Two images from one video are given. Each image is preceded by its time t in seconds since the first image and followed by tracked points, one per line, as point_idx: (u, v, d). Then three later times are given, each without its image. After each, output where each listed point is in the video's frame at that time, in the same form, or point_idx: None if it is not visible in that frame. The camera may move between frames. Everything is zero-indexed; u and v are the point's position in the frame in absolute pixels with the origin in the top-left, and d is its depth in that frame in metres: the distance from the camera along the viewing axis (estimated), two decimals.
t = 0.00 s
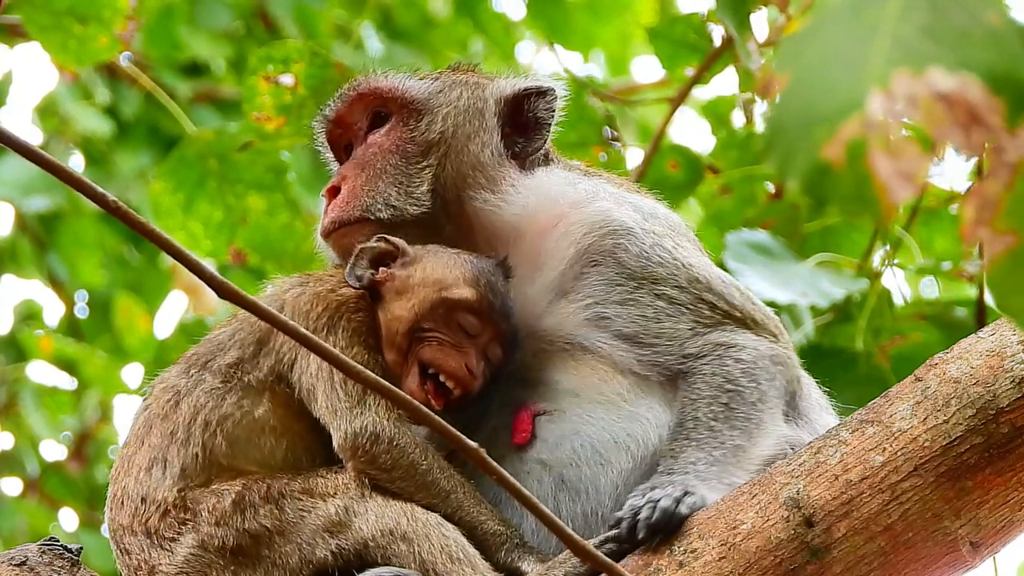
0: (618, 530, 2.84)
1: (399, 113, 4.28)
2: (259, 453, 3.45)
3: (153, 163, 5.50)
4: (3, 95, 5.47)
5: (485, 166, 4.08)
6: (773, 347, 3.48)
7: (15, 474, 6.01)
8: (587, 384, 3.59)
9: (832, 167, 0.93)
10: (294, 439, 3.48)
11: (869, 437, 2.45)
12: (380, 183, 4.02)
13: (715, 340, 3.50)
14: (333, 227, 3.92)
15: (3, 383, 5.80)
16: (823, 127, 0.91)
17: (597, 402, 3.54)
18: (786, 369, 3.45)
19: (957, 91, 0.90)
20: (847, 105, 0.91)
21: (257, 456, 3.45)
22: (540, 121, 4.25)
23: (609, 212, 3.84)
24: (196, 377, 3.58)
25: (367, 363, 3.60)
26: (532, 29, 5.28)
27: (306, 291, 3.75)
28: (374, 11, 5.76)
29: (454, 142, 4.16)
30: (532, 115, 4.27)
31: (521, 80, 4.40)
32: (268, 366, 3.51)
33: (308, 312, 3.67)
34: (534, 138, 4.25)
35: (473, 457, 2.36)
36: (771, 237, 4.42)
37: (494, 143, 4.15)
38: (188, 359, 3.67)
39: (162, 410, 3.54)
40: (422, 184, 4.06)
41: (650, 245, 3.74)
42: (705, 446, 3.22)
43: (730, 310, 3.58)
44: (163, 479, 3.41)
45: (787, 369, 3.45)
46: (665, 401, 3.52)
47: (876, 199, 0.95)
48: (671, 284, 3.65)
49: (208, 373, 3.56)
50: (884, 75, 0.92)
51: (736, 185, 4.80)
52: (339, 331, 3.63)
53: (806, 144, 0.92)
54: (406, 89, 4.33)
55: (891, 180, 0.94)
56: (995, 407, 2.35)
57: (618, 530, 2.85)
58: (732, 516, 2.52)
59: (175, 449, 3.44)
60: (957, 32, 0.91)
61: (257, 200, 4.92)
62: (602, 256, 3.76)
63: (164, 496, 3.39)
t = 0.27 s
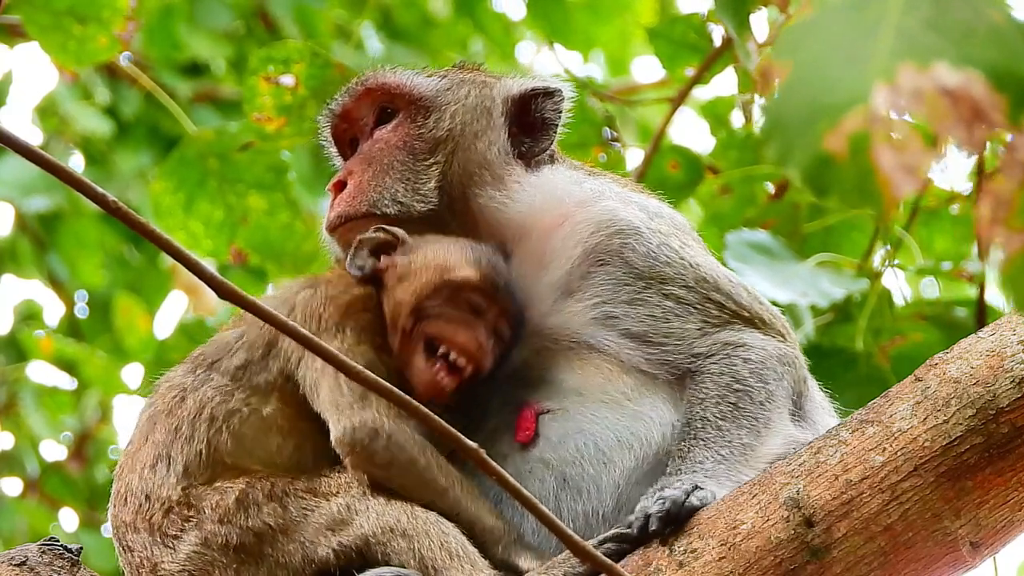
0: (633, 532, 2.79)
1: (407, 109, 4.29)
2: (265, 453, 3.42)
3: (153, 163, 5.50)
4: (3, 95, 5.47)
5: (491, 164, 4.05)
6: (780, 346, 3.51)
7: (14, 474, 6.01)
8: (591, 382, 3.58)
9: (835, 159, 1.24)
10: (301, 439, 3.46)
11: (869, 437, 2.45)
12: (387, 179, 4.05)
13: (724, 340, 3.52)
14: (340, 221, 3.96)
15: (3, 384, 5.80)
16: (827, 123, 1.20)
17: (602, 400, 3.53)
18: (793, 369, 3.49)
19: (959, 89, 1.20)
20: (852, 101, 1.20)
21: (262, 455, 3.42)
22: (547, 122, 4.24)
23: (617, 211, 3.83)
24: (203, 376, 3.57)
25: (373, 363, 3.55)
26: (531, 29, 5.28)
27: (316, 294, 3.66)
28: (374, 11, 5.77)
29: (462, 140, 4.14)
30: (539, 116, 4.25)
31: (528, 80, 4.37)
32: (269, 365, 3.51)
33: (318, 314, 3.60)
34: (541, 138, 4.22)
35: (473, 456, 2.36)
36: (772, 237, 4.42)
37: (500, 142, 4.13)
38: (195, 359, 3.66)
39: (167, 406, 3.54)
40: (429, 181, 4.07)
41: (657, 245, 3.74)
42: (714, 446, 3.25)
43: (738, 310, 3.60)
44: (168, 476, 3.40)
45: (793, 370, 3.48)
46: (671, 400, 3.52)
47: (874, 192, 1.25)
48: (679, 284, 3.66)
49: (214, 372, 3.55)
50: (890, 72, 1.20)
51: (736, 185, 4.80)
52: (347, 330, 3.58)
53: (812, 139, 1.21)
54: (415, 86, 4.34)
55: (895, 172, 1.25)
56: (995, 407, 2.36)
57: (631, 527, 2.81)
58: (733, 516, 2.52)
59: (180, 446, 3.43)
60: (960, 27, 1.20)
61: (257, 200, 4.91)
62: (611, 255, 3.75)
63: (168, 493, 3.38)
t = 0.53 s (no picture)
0: (634, 536, 2.79)
1: (415, 105, 4.22)
2: (267, 450, 3.45)
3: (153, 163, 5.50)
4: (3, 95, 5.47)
5: (499, 162, 4.03)
6: (782, 352, 3.47)
7: (15, 474, 6.01)
8: (593, 383, 3.59)
9: (830, 141, 1.69)
10: (304, 435, 3.48)
11: (869, 436, 2.44)
12: (395, 173, 3.96)
13: (725, 344, 3.50)
14: (345, 215, 3.87)
15: (3, 384, 5.80)
16: (824, 106, 1.62)
17: (603, 401, 3.54)
18: (794, 375, 3.45)
19: (954, 72, 1.68)
20: (847, 86, 1.60)
21: (265, 452, 3.45)
22: (555, 122, 4.20)
23: (621, 212, 3.83)
24: (206, 370, 3.56)
25: (376, 358, 3.57)
26: (532, 29, 5.29)
27: (314, 287, 3.69)
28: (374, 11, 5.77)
29: (471, 137, 4.11)
30: (548, 115, 4.22)
31: (537, 79, 4.33)
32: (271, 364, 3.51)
33: (319, 308, 3.63)
34: (549, 138, 4.19)
35: (473, 457, 2.36)
36: (772, 237, 4.42)
37: (509, 139, 4.10)
38: (196, 353, 3.65)
39: (170, 403, 3.53)
40: (437, 177, 4.00)
41: (661, 246, 3.74)
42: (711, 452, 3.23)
43: (740, 313, 3.59)
44: (169, 474, 3.38)
45: (795, 376, 3.44)
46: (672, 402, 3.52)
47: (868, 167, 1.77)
48: (682, 286, 3.65)
49: (217, 365, 3.55)
50: (886, 57, 1.61)
51: (736, 185, 4.80)
52: (349, 325, 3.60)
53: (809, 121, 1.64)
54: (424, 82, 4.27)
55: (892, 152, 1.79)
56: (995, 407, 2.35)
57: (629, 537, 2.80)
58: (733, 516, 2.52)
59: (183, 443, 3.42)
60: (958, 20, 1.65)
61: (257, 200, 4.92)
62: (615, 255, 3.75)
63: (169, 492, 3.36)
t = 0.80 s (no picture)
0: (633, 538, 2.77)
1: (420, 103, 4.23)
2: (266, 452, 3.45)
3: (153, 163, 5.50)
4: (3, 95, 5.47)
5: (502, 160, 4.03)
6: (781, 354, 3.47)
7: (15, 474, 6.01)
8: (593, 383, 3.59)
9: (827, 133, 1.89)
10: (302, 438, 3.49)
11: (869, 436, 2.44)
12: (398, 170, 3.96)
13: (724, 346, 3.50)
14: (348, 212, 3.87)
15: (4, 384, 5.80)
16: (820, 102, 1.84)
17: (603, 402, 3.54)
18: (793, 377, 3.46)
19: (949, 66, 1.84)
20: (842, 84, 1.82)
21: (263, 453, 3.45)
22: (558, 122, 4.19)
23: (622, 212, 3.83)
24: (204, 372, 3.57)
25: (377, 362, 3.57)
26: (532, 29, 5.29)
27: (317, 292, 3.72)
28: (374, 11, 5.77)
29: (474, 135, 4.10)
30: (551, 115, 4.21)
31: (542, 79, 4.32)
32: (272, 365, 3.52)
33: (320, 312, 3.65)
34: (553, 137, 4.18)
35: (473, 456, 2.36)
36: (772, 238, 4.42)
37: (512, 138, 4.10)
38: (196, 354, 3.65)
39: (168, 404, 3.53)
40: (440, 175, 3.99)
41: (662, 246, 3.74)
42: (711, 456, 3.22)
43: (739, 314, 3.59)
44: (167, 475, 3.38)
45: (794, 377, 3.45)
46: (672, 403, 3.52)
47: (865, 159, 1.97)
48: (682, 286, 3.65)
49: (215, 367, 3.56)
50: (880, 53, 1.79)
51: (736, 185, 4.80)
52: (351, 329, 3.61)
53: (808, 117, 1.86)
54: (429, 80, 4.28)
55: (884, 150, 1.97)
56: (995, 407, 2.35)
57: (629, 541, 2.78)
58: (733, 516, 2.52)
59: (180, 445, 3.42)
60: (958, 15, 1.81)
61: (257, 201, 4.92)
62: (615, 255, 3.76)
63: (166, 494, 3.36)
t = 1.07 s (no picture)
0: (632, 543, 2.76)
1: (426, 99, 4.22)
2: (265, 452, 3.46)
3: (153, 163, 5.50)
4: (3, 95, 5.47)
5: (508, 156, 4.04)
6: (778, 356, 3.48)
7: (15, 474, 6.01)
8: (594, 382, 3.59)
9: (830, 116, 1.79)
10: (301, 439, 3.50)
11: (869, 436, 2.44)
12: (405, 165, 3.96)
13: (723, 348, 3.50)
14: (354, 206, 3.86)
15: (4, 384, 5.80)
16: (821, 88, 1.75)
17: (603, 402, 3.54)
18: (791, 379, 3.46)
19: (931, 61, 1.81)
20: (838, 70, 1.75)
21: (262, 454, 3.45)
22: (566, 121, 4.19)
23: (623, 211, 3.82)
24: (204, 373, 3.56)
25: (376, 362, 3.59)
26: (531, 30, 5.29)
27: (316, 293, 3.73)
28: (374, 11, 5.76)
29: (481, 131, 4.11)
30: (559, 113, 4.20)
31: (551, 78, 4.33)
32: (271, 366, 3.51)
33: (319, 313, 3.66)
34: (560, 136, 4.18)
35: (473, 457, 2.36)
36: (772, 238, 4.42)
37: (519, 135, 4.11)
38: (195, 355, 3.65)
39: (167, 404, 3.52)
40: (446, 170, 4.01)
41: (663, 245, 3.73)
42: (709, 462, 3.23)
43: (738, 315, 3.58)
44: (167, 475, 3.38)
45: (791, 379, 3.46)
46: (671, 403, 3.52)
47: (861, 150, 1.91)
48: (682, 285, 3.64)
49: (215, 369, 3.55)
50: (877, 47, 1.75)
51: (736, 185, 4.79)
52: (349, 330, 3.62)
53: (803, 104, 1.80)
54: (436, 76, 4.27)
55: (880, 146, 1.94)
56: (995, 407, 2.35)
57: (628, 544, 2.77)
58: (733, 516, 2.53)
59: (181, 445, 3.42)
60: None
61: (256, 202, 4.92)
62: (615, 254, 3.75)
63: (167, 493, 3.36)
